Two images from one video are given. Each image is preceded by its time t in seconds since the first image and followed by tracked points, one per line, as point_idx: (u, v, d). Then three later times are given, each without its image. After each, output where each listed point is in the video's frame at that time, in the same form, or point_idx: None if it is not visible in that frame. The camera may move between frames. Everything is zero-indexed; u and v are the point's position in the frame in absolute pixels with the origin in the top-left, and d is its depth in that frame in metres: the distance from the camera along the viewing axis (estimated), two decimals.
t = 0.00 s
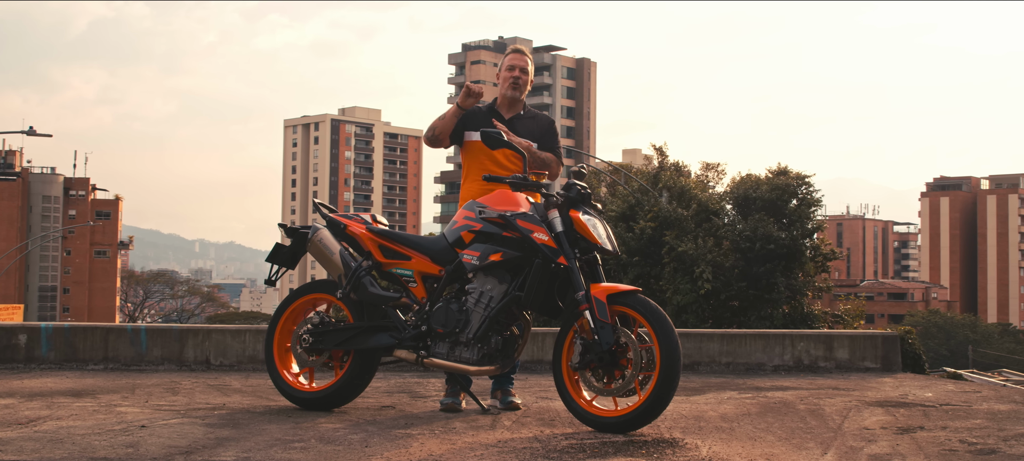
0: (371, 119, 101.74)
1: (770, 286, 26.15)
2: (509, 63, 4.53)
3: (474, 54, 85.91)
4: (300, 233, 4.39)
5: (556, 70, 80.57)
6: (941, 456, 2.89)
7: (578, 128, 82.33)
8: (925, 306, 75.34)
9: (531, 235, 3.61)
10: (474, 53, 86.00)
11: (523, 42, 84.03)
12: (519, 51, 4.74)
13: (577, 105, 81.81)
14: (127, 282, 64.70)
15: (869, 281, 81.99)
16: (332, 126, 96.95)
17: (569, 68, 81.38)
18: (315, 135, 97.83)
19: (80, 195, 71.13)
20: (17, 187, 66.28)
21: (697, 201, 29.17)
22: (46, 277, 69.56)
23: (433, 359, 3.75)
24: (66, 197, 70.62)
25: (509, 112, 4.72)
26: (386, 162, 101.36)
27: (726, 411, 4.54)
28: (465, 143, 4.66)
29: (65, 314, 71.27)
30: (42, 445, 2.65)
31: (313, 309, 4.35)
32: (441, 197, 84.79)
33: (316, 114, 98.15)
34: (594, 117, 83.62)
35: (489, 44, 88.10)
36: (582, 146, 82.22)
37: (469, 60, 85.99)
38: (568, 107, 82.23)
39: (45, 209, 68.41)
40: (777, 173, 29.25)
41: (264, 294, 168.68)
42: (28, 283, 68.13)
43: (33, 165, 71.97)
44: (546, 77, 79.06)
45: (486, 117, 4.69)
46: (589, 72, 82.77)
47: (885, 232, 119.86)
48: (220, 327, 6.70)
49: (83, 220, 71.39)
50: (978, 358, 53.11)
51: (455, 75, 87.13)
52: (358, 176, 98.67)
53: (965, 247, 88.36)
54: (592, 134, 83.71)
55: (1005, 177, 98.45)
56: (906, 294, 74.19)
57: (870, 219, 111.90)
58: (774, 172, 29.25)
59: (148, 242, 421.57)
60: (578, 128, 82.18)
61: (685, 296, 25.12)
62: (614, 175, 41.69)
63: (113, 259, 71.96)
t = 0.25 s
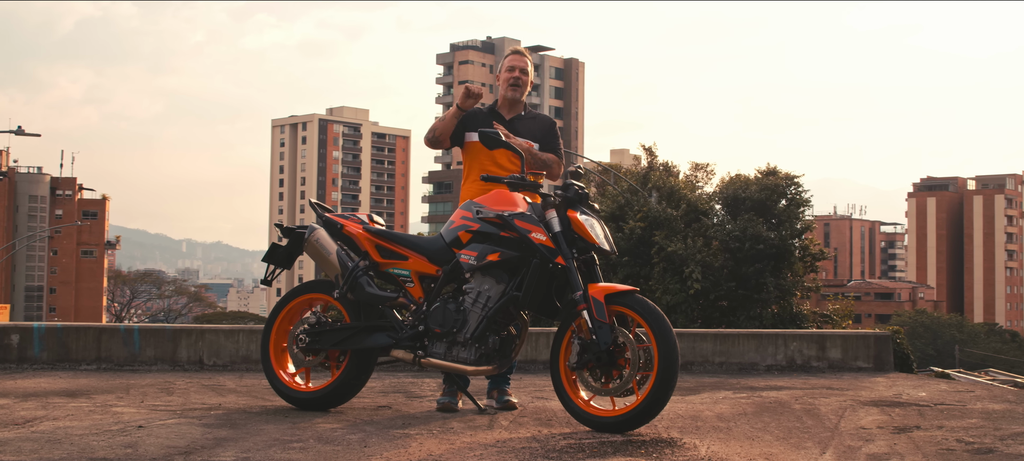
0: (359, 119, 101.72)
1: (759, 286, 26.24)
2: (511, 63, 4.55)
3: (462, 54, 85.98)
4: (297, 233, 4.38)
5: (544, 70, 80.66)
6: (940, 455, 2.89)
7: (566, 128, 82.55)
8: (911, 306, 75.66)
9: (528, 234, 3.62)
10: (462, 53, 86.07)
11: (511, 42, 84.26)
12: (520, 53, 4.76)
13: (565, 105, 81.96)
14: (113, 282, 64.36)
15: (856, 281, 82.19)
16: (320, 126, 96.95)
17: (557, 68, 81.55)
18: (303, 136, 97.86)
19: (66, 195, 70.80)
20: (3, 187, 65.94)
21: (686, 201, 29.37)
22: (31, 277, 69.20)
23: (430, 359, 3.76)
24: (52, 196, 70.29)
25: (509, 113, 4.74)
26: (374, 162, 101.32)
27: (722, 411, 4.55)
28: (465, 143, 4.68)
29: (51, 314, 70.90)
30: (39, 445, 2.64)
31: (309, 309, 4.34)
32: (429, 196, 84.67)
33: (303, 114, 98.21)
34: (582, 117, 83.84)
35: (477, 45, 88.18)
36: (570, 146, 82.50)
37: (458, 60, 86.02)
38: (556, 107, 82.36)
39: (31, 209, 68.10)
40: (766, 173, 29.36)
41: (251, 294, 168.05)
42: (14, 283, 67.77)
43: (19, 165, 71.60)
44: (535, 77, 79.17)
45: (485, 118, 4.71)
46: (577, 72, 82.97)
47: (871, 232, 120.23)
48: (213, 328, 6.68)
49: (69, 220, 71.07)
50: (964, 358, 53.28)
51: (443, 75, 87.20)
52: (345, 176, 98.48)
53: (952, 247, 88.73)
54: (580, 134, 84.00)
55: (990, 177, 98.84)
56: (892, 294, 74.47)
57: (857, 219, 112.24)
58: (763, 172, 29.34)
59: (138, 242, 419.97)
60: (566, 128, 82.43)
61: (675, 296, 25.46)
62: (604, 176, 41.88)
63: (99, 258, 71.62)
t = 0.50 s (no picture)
0: (344, 119, 101.68)
1: (746, 286, 26.30)
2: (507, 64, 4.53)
3: (448, 53, 86.11)
4: (291, 233, 4.36)
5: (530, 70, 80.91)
6: (935, 455, 2.90)
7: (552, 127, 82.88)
8: (896, 306, 76.12)
9: (523, 234, 3.61)
10: (448, 53, 86.20)
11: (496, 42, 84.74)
12: (516, 53, 4.75)
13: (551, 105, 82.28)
14: (97, 282, 63.87)
15: (841, 281, 82.65)
16: (304, 126, 96.95)
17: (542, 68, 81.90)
18: (287, 135, 97.89)
19: (50, 194, 70.33)
20: None
21: (674, 201, 29.58)
22: (15, 277, 68.68)
23: (424, 359, 3.75)
24: (35, 196, 69.81)
25: (504, 113, 4.74)
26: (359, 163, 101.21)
27: (715, 411, 4.56)
28: (460, 144, 4.68)
29: (34, 314, 70.39)
30: (34, 447, 2.62)
31: (302, 309, 4.32)
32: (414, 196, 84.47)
33: (288, 114, 98.27)
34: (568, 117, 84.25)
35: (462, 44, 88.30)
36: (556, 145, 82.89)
37: (443, 60, 86.19)
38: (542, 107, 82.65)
39: (14, 208, 67.59)
40: (754, 173, 29.29)
41: (235, 294, 167.29)
42: None
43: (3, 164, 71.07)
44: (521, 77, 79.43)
45: (480, 119, 4.70)
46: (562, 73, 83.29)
47: (856, 232, 120.96)
48: (204, 328, 6.67)
49: (53, 220, 70.60)
50: (947, 357, 53.58)
51: (429, 75, 87.34)
52: (330, 176, 98.28)
53: (935, 248, 89.28)
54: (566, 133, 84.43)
55: (973, 177, 99.53)
56: (877, 294, 74.95)
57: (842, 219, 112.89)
58: (751, 172, 29.28)
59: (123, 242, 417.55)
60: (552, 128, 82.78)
61: (662, 297, 25.62)
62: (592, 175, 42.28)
63: (83, 259, 71.11)
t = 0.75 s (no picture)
0: (326, 118, 101.83)
1: (729, 286, 26.46)
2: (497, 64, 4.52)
3: (430, 53, 86.25)
4: (280, 233, 4.34)
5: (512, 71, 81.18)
6: (927, 454, 2.92)
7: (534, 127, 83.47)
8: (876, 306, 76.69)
9: (515, 234, 3.61)
10: (431, 53, 86.34)
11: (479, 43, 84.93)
12: (506, 53, 4.75)
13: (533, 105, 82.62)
14: (77, 282, 63.33)
15: (823, 281, 83.18)
16: (286, 126, 97.26)
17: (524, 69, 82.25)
18: (269, 135, 98.10)
19: (29, 193, 69.82)
20: None
21: (657, 201, 29.72)
22: None
23: (416, 358, 3.74)
24: (15, 195, 69.27)
25: (496, 114, 4.74)
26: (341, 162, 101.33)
27: (706, 411, 4.57)
28: (451, 145, 4.68)
29: (14, 314, 69.81)
30: (27, 448, 2.60)
31: (292, 309, 4.30)
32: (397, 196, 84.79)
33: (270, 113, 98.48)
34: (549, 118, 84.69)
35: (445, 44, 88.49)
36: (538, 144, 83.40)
37: (426, 59, 86.45)
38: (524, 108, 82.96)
39: None
40: (737, 173, 29.69)
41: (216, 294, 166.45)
42: None
43: None
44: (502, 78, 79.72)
45: (471, 120, 4.70)
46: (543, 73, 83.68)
47: (837, 232, 121.80)
48: (191, 328, 6.63)
49: (33, 219, 70.06)
50: (928, 358, 53.92)
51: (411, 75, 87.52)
52: (312, 176, 98.25)
53: (915, 248, 89.87)
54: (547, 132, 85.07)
55: (952, 178, 100.34)
56: (858, 294, 75.52)
57: (823, 219, 113.64)
58: (734, 172, 29.67)
59: (106, 242, 414.82)
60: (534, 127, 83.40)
61: (645, 296, 25.82)
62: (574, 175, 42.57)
63: (63, 258, 70.57)
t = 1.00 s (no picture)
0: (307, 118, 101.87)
1: (711, 286, 26.73)
2: (479, 63, 4.50)
3: (411, 53, 86.44)
4: (269, 233, 4.30)
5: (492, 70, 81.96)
6: (916, 455, 2.95)
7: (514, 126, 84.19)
8: (855, 306, 77.35)
9: (506, 235, 3.62)
10: (411, 53, 86.54)
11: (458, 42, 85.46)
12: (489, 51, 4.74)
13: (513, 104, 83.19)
14: (54, 282, 62.79)
15: (803, 281, 83.77)
16: (267, 125, 97.13)
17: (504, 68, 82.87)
18: (249, 134, 97.93)
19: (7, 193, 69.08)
20: None
21: (640, 201, 29.86)
22: None
23: (407, 359, 3.73)
24: None
25: (483, 113, 4.72)
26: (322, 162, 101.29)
27: (694, 411, 4.59)
28: (440, 145, 4.67)
29: None
30: (17, 450, 2.58)
31: (281, 309, 4.28)
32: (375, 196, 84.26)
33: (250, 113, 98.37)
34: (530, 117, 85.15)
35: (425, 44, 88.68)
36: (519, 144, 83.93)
37: (406, 59, 86.59)
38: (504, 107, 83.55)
39: None
40: (720, 174, 29.75)
41: (196, 294, 165.34)
42: None
43: None
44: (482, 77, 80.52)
45: (459, 119, 4.68)
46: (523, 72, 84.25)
47: (816, 233, 122.86)
48: (177, 328, 6.58)
49: (11, 219, 69.39)
50: (906, 357, 54.49)
51: (391, 75, 87.55)
52: (292, 176, 98.17)
53: (894, 248, 90.66)
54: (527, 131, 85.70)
55: (930, 179, 101.33)
56: (837, 293, 76.17)
57: (803, 219, 114.60)
58: (716, 172, 29.73)
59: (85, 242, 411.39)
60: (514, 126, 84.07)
61: (627, 296, 25.96)
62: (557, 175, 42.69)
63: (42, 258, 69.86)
